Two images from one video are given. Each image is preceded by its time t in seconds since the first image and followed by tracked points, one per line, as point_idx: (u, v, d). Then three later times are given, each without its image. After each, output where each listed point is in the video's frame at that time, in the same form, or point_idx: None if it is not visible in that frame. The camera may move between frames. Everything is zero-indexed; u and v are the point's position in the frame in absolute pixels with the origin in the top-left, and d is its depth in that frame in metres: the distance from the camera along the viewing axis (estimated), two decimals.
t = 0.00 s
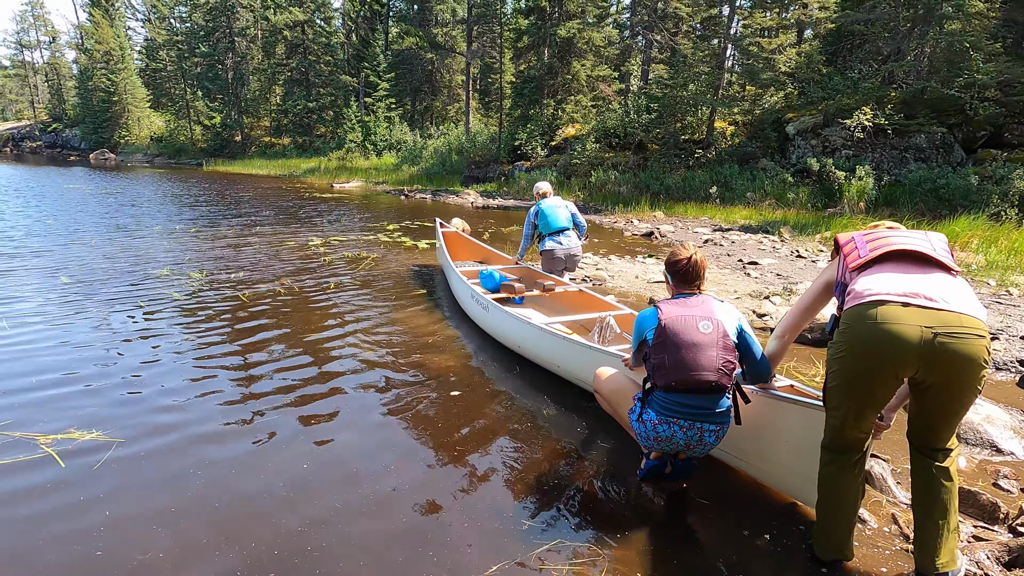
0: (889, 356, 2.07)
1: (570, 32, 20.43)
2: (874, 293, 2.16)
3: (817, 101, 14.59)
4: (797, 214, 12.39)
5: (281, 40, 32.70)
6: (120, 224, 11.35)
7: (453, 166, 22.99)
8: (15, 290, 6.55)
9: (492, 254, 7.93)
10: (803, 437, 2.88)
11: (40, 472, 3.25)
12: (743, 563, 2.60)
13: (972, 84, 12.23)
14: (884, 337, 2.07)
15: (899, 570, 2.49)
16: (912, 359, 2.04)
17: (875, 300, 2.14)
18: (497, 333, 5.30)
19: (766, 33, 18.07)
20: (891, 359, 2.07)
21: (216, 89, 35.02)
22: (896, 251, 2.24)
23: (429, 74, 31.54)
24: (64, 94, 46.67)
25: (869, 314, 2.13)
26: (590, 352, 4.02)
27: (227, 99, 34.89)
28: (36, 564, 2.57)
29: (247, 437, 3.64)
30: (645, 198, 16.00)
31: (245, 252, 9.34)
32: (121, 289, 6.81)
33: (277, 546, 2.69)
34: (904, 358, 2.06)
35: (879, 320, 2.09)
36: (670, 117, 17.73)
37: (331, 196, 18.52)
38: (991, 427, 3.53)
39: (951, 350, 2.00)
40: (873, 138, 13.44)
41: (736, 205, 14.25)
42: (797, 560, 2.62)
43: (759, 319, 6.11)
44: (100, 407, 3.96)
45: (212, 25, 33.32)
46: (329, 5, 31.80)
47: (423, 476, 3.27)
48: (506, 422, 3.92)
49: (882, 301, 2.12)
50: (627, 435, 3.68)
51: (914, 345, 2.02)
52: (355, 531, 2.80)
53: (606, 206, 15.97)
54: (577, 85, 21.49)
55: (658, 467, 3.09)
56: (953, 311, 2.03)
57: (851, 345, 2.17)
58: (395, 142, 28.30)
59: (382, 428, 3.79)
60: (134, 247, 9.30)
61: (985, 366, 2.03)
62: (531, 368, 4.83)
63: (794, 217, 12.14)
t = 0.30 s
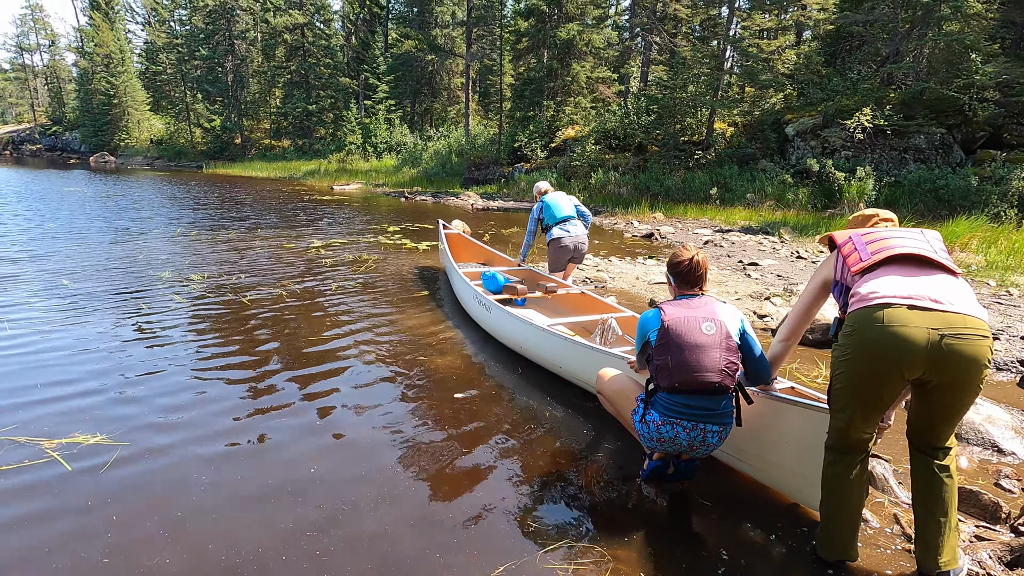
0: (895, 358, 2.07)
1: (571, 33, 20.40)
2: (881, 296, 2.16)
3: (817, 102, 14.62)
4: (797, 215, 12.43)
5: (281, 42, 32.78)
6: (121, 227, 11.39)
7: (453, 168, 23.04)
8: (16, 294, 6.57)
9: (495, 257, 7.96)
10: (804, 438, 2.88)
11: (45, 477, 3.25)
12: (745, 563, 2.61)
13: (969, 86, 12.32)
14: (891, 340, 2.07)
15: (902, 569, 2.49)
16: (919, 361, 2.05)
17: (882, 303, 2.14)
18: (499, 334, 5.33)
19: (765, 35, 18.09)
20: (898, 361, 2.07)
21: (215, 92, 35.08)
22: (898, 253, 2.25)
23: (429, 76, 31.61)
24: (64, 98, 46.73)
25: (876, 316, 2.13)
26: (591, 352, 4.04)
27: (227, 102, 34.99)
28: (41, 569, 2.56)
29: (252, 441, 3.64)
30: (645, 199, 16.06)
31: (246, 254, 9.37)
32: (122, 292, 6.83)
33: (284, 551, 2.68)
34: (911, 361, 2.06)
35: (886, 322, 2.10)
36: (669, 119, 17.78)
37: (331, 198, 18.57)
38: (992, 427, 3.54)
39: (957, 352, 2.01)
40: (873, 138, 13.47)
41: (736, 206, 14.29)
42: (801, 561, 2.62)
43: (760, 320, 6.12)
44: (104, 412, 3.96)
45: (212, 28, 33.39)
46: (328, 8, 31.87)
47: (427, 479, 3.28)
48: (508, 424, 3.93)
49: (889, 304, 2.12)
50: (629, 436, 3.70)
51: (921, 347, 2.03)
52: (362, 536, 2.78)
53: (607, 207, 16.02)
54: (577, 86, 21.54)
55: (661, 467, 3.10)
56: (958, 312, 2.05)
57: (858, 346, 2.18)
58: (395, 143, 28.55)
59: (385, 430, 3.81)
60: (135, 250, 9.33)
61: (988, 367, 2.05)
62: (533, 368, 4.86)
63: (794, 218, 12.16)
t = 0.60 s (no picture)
0: (899, 363, 2.08)
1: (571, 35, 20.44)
2: (885, 302, 2.15)
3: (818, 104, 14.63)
4: (797, 216, 12.44)
5: (282, 45, 32.87)
6: (123, 229, 11.43)
7: (453, 170, 23.10)
8: (19, 296, 6.60)
9: (495, 259, 7.97)
10: (805, 438, 2.90)
11: (48, 477, 3.24)
12: (748, 564, 2.61)
13: (970, 87, 12.34)
14: (896, 345, 2.08)
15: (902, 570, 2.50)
16: (922, 367, 2.06)
17: (887, 309, 2.13)
18: (500, 336, 5.33)
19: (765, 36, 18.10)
20: (901, 367, 2.08)
21: (217, 95, 35.20)
22: (902, 258, 2.24)
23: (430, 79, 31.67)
24: (66, 100, 46.84)
25: (880, 321, 2.13)
26: (594, 354, 4.06)
27: (228, 104, 35.08)
28: (46, 569, 2.54)
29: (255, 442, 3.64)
30: (645, 201, 16.09)
31: (248, 257, 9.40)
32: (124, 295, 6.86)
33: (291, 550, 2.68)
34: (915, 367, 2.07)
35: (891, 327, 2.10)
36: (669, 121, 17.82)
37: (332, 201, 18.63)
38: (994, 428, 3.54)
39: (960, 358, 2.02)
40: (873, 140, 13.49)
41: (737, 207, 14.32)
42: (802, 561, 2.63)
43: (761, 322, 6.13)
44: (106, 414, 3.96)
45: (214, 30, 33.47)
46: (329, 11, 31.94)
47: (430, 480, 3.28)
48: (510, 426, 3.94)
49: (894, 309, 2.12)
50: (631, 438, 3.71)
51: (925, 353, 2.04)
52: (367, 535, 2.78)
53: (607, 209, 16.07)
54: (578, 89, 21.60)
55: (663, 469, 3.11)
56: (960, 319, 2.06)
57: (861, 350, 2.19)
58: (396, 146, 28.67)
59: (387, 431, 3.81)
60: (137, 252, 9.37)
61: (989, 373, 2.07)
62: (534, 370, 4.87)
63: (794, 220, 12.17)
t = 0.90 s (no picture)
0: (913, 367, 2.08)
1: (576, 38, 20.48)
2: (902, 307, 2.14)
3: (822, 106, 14.60)
4: (802, 218, 12.41)
5: (287, 49, 33.03)
6: (129, 233, 11.51)
7: (457, 172, 23.15)
8: (28, 299, 6.67)
9: (495, 262, 7.99)
10: (813, 440, 2.90)
11: (58, 483, 3.24)
12: (756, 567, 2.61)
13: (975, 89, 12.28)
14: (912, 350, 2.07)
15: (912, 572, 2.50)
16: (938, 371, 2.06)
17: (903, 313, 2.12)
18: (502, 338, 5.33)
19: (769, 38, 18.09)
20: (916, 371, 2.08)
21: (221, 98, 35.41)
22: (918, 262, 2.22)
23: (434, 82, 31.76)
24: (72, 105, 47.14)
25: (896, 326, 2.12)
26: (598, 356, 4.06)
27: (233, 108, 35.26)
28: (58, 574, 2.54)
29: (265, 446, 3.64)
30: (649, 204, 16.10)
31: (253, 260, 9.45)
32: (131, 298, 6.91)
33: (300, 556, 2.67)
34: (930, 371, 2.07)
35: (906, 332, 2.09)
36: (673, 123, 17.83)
37: (336, 203, 18.70)
38: (1002, 431, 3.52)
39: (974, 364, 2.03)
40: (878, 141, 13.47)
41: (741, 209, 14.30)
42: (811, 563, 2.62)
43: (767, 324, 6.12)
44: (115, 418, 3.98)
45: (218, 34, 33.63)
46: (333, 15, 32.04)
47: (437, 483, 3.29)
48: (516, 428, 3.95)
49: (910, 314, 2.11)
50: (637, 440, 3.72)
51: (940, 358, 2.04)
52: (376, 539, 2.78)
53: (611, 212, 16.08)
54: (581, 92, 21.64)
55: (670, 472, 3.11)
56: (976, 324, 2.06)
57: (875, 355, 2.18)
58: (400, 149, 28.76)
59: (393, 434, 3.82)
60: (143, 256, 9.44)
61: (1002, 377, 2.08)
62: (538, 372, 4.88)
63: (799, 221, 12.15)
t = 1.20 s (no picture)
0: (938, 373, 2.07)
1: (580, 41, 20.53)
2: (926, 313, 2.14)
3: (827, 108, 14.58)
4: (808, 221, 12.39)
5: (292, 53, 33.23)
6: (137, 237, 11.61)
7: (462, 175, 23.22)
8: (38, 304, 6.73)
9: (498, 266, 7.98)
10: (828, 444, 2.87)
11: (71, 486, 3.24)
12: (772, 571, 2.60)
13: (982, 91, 12.22)
14: (937, 357, 2.06)
15: None
16: (963, 378, 2.06)
17: (927, 320, 2.12)
18: (507, 341, 5.32)
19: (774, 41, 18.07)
20: (940, 377, 2.08)
21: (227, 102, 35.65)
22: (939, 268, 2.21)
23: (438, 85, 31.86)
24: (80, 109, 47.59)
25: (920, 332, 2.11)
26: (605, 359, 4.06)
27: (238, 112, 35.48)
28: None
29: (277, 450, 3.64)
30: (655, 207, 16.11)
31: (261, 263, 9.51)
32: (139, 303, 6.96)
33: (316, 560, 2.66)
34: (954, 378, 2.06)
35: (930, 338, 2.08)
36: (678, 126, 17.84)
37: (342, 207, 18.80)
38: (1016, 434, 3.49)
39: (999, 369, 2.03)
40: (884, 144, 13.44)
41: (747, 212, 14.29)
42: (827, 568, 2.60)
43: (775, 327, 6.10)
44: (126, 421, 3.98)
45: (224, 39, 33.86)
46: (338, 20, 32.19)
47: (449, 488, 3.28)
48: (525, 432, 3.96)
49: (934, 320, 2.10)
50: (648, 443, 3.72)
51: (966, 364, 2.03)
52: (391, 545, 2.77)
53: (616, 214, 16.11)
54: (586, 95, 21.67)
55: (683, 476, 3.11)
56: (1001, 330, 2.06)
57: (897, 359, 2.18)
58: (405, 152, 28.87)
59: (402, 438, 3.81)
60: (152, 260, 9.52)
61: None
62: (544, 376, 4.88)
63: (805, 224, 12.12)
